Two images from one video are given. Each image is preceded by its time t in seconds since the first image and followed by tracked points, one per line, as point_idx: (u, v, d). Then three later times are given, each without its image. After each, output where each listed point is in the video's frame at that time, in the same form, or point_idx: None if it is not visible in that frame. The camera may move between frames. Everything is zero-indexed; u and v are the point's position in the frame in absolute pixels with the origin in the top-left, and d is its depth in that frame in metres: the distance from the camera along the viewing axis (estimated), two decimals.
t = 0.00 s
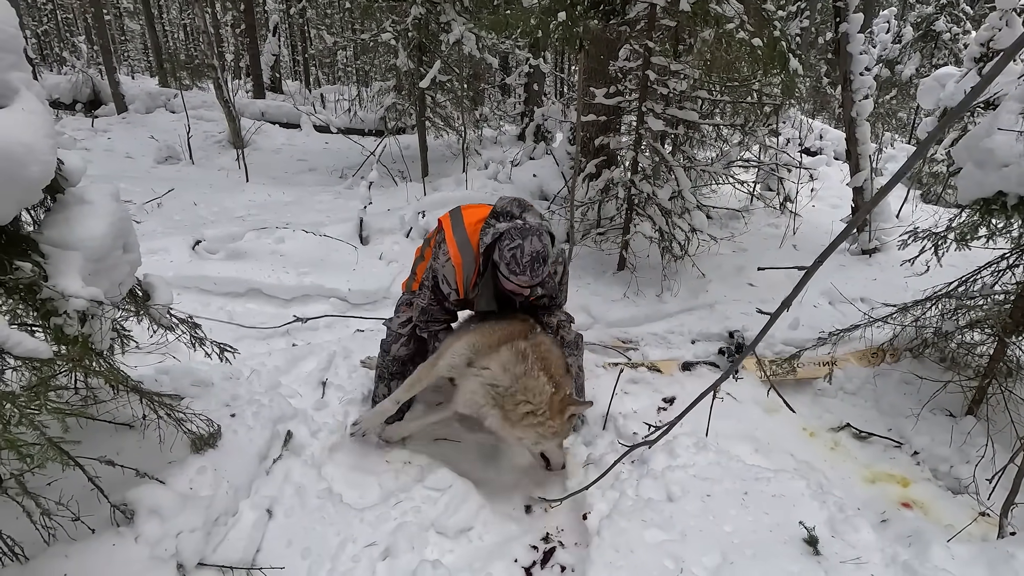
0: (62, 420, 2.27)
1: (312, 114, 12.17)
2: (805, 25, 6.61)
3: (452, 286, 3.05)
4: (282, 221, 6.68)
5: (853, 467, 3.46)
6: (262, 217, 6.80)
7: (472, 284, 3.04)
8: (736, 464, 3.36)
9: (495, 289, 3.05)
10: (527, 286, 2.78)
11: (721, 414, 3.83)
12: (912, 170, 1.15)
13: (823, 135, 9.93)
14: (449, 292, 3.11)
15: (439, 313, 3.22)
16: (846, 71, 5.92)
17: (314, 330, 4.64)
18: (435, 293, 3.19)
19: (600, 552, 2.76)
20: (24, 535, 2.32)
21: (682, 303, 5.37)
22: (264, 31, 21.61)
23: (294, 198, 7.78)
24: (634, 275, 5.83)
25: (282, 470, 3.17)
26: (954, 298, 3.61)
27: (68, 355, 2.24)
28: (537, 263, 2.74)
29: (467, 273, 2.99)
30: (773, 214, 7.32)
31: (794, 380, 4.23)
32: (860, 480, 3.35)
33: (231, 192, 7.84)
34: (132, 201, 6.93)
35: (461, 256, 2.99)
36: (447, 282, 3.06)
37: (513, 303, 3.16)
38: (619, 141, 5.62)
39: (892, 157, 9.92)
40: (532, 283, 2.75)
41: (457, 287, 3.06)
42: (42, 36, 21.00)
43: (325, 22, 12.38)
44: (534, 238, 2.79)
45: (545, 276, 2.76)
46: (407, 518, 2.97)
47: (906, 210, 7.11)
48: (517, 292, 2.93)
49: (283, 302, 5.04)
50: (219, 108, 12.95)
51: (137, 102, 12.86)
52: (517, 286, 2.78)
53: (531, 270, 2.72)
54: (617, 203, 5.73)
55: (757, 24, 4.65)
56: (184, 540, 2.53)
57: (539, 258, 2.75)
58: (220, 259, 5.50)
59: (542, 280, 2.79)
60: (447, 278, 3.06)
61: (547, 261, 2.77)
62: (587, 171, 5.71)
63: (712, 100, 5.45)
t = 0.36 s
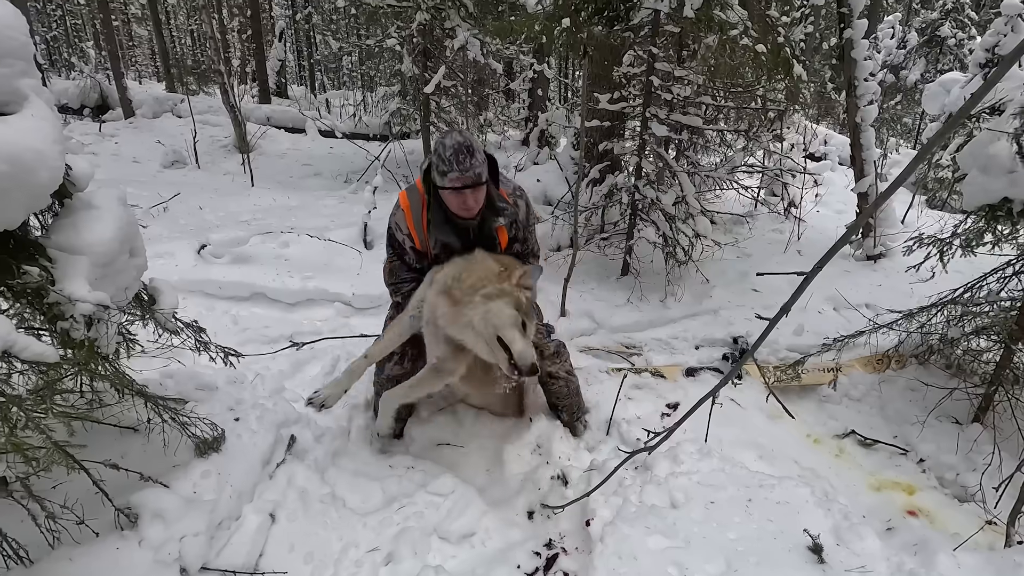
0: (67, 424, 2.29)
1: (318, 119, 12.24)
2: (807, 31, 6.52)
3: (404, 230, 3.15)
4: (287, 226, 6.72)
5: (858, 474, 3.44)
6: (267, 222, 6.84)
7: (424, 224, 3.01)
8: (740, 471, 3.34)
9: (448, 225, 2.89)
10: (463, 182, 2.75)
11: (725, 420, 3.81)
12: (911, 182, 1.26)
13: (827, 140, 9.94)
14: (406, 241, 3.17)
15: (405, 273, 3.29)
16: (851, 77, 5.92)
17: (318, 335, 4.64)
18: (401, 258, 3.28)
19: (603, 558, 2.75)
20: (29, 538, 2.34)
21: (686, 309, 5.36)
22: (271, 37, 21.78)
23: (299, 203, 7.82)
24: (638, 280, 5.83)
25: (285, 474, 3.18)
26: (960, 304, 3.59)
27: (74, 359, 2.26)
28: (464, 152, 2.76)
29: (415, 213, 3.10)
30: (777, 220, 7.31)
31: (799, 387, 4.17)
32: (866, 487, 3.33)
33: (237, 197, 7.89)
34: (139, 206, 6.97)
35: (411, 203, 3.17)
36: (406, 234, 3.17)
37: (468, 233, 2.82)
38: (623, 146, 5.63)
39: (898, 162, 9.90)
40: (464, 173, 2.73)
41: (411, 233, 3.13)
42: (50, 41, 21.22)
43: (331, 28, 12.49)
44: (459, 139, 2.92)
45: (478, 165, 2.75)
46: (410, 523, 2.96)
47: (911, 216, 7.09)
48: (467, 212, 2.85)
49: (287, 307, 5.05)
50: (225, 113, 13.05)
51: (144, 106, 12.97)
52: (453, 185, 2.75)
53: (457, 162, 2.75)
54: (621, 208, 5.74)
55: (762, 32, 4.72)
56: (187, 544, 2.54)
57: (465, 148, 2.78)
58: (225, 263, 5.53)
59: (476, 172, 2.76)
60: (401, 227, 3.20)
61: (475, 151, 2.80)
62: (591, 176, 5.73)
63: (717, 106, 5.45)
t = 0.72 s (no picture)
0: (77, 428, 2.32)
1: (324, 124, 12.32)
2: (814, 36, 6.50)
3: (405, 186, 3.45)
4: (293, 230, 6.75)
5: (863, 481, 3.43)
6: (273, 226, 6.88)
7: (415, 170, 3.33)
8: (744, 478, 3.33)
9: (435, 167, 3.27)
10: (445, 120, 3.06)
11: (729, 427, 3.81)
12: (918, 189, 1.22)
13: (833, 146, 9.93)
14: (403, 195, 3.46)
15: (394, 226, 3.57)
16: (857, 83, 5.91)
17: (324, 339, 4.66)
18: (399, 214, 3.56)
19: (606, 565, 2.74)
20: (37, 540, 2.36)
21: (690, 314, 5.36)
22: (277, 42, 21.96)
23: (304, 207, 7.86)
24: (643, 286, 5.83)
25: (290, 479, 3.20)
26: (966, 312, 3.58)
27: (84, 364, 2.29)
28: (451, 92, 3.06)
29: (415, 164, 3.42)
30: (782, 225, 7.30)
31: (804, 394, 4.20)
32: (872, 495, 3.32)
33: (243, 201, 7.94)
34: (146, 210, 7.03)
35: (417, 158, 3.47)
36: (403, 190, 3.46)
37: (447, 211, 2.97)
38: (628, 152, 5.64)
39: (904, 168, 9.87)
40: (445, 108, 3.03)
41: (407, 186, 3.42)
42: (60, 47, 21.45)
43: (338, 34, 12.59)
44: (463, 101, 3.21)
45: (458, 105, 3.02)
46: (414, 528, 2.96)
47: (917, 221, 7.08)
48: (448, 152, 3.15)
49: (293, 311, 5.08)
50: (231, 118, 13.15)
51: (152, 111, 13.09)
52: (436, 121, 3.08)
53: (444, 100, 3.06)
54: (625, 214, 5.75)
55: (766, 40, 4.77)
56: (194, 548, 2.55)
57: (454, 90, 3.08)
58: (231, 267, 5.56)
59: (456, 112, 3.04)
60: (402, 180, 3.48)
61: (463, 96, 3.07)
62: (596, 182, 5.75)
63: (721, 112, 5.46)
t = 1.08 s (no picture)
0: (87, 429, 2.34)
1: (329, 128, 12.39)
2: (817, 40, 6.54)
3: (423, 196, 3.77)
4: (297, 234, 6.78)
5: (868, 487, 3.42)
6: (278, 230, 6.92)
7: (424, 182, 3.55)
8: (749, 482, 3.33)
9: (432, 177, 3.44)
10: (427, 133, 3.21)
11: (734, 431, 3.81)
12: (923, 194, 1.22)
13: (837, 150, 9.92)
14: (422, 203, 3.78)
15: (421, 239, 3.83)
16: (860, 88, 5.93)
17: (328, 342, 4.68)
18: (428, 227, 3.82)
19: (611, 569, 2.74)
20: (45, 541, 2.38)
21: (694, 319, 5.37)
22: (283, 47, 22.12)
23: (309, 211, 7.91)
24: (647, 290, 5.84)
25: (296, 482, 3.21)
26: (971, 317, 3.58)
27: (94, 366, 2.32)
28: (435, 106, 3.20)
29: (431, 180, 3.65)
30: (786, 230, 7.31)
31: (808, 399, 4.19)
32: (877, 500, 3.31)
33: (249, 205, 8.00)
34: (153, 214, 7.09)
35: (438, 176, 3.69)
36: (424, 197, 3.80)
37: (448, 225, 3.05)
38: (632, 156, 5.66)
39: (909, 172, 9.85)
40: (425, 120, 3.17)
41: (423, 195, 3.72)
42: (67, 51, 21.66)
43: (343, 39, 12.66)
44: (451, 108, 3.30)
45: (433, 116, 3.12)
46: (418, 531, 2.97)
47: (922, 226, 7.07)
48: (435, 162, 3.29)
49: (298, 314, 5.10)
50: (237, 123, 13.24)
51: (159, 116, 13.18)
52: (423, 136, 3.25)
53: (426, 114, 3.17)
54: (629, 218, 5.77)
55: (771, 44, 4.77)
56: (200, 550, 2.57)
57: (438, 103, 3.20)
58: (237, 271, 5.60)
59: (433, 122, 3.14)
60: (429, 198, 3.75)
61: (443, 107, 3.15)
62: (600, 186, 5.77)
63: (725, 116, 5.48)
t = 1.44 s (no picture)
0: (94, 431, 2.35)
1: (333, 132, 12.45)
2: (821, 44, 6.54)
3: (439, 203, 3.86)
4: (302, 237, 6.81)
5: (874, 492, 3.41)
6: (283, 233, 6.95)
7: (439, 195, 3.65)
8: (753, 487, 3.32)
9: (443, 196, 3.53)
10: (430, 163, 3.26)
11: (738, 436, 3.80)
12: (928, 200, 1.22)
13: (841, 154, 9.91)
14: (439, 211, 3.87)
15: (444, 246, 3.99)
16: (864, 92, 5.92)
17: (332, 345, 4.69)
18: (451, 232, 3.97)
19: (615, 573, 2.73)
20: (52, 543, 2.39)
21: (698, 322, 5.36)
22: (287, 51, 22.24)
23: (314, 214, 7.93)
24: (650, 293, 5.84)
25: (300, 484, 3.22)
26: (977, 321, 3.56)
27: (101, 369, 2.34)
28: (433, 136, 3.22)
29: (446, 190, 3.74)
30: (790, 233, 7.30)
31: (813, 403, 4.18)
32: (882, 505, 3.30)
33: (254, 208, 8.03)
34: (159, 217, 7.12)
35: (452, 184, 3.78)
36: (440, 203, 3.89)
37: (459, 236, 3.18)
38: (636, 160, 5.67)
39: (914, 176, 9.82)
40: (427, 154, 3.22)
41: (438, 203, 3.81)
42: (74, 55, 21.83)
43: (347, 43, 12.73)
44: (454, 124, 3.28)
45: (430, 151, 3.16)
46: (422, 534, 2.96)
47: (927, 230, 7.05)
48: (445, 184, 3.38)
49: (302, 317, 5.12)
50: (242, 126, 13.31)
51: (164, 119, 13.26)
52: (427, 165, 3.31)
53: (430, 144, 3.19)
54: (633, 221, 5.77)
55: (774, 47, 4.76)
56: (205, 552, 2.58)
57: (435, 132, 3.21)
58: (242, 273, 5.63)
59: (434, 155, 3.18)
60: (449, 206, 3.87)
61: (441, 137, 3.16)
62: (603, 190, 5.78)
63: (729, 120, 5.47)
